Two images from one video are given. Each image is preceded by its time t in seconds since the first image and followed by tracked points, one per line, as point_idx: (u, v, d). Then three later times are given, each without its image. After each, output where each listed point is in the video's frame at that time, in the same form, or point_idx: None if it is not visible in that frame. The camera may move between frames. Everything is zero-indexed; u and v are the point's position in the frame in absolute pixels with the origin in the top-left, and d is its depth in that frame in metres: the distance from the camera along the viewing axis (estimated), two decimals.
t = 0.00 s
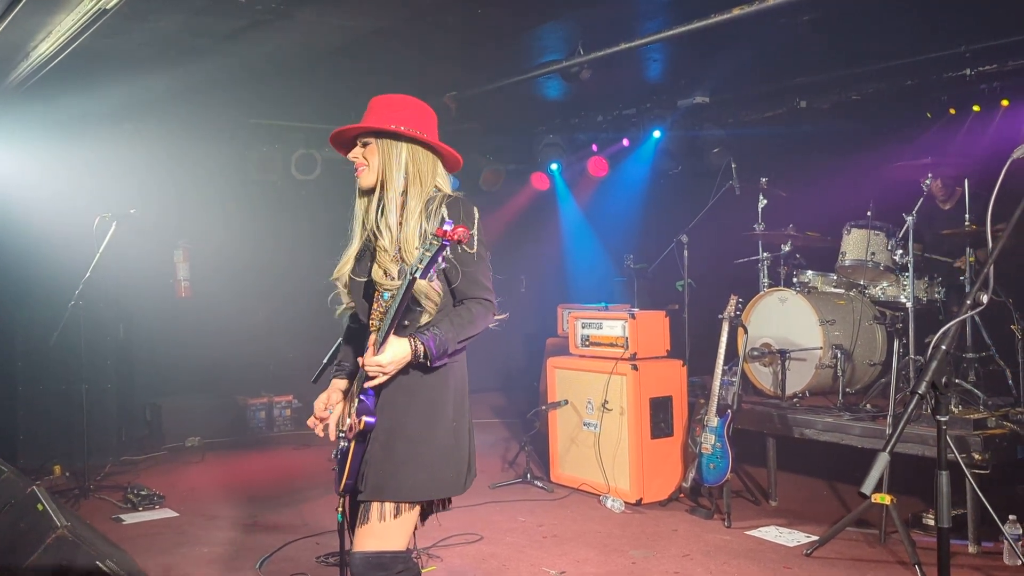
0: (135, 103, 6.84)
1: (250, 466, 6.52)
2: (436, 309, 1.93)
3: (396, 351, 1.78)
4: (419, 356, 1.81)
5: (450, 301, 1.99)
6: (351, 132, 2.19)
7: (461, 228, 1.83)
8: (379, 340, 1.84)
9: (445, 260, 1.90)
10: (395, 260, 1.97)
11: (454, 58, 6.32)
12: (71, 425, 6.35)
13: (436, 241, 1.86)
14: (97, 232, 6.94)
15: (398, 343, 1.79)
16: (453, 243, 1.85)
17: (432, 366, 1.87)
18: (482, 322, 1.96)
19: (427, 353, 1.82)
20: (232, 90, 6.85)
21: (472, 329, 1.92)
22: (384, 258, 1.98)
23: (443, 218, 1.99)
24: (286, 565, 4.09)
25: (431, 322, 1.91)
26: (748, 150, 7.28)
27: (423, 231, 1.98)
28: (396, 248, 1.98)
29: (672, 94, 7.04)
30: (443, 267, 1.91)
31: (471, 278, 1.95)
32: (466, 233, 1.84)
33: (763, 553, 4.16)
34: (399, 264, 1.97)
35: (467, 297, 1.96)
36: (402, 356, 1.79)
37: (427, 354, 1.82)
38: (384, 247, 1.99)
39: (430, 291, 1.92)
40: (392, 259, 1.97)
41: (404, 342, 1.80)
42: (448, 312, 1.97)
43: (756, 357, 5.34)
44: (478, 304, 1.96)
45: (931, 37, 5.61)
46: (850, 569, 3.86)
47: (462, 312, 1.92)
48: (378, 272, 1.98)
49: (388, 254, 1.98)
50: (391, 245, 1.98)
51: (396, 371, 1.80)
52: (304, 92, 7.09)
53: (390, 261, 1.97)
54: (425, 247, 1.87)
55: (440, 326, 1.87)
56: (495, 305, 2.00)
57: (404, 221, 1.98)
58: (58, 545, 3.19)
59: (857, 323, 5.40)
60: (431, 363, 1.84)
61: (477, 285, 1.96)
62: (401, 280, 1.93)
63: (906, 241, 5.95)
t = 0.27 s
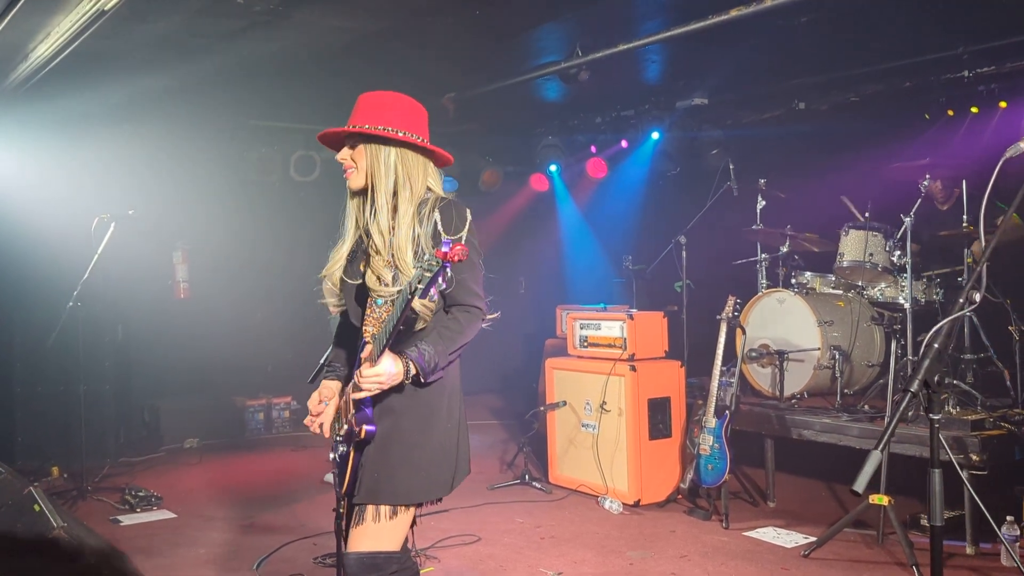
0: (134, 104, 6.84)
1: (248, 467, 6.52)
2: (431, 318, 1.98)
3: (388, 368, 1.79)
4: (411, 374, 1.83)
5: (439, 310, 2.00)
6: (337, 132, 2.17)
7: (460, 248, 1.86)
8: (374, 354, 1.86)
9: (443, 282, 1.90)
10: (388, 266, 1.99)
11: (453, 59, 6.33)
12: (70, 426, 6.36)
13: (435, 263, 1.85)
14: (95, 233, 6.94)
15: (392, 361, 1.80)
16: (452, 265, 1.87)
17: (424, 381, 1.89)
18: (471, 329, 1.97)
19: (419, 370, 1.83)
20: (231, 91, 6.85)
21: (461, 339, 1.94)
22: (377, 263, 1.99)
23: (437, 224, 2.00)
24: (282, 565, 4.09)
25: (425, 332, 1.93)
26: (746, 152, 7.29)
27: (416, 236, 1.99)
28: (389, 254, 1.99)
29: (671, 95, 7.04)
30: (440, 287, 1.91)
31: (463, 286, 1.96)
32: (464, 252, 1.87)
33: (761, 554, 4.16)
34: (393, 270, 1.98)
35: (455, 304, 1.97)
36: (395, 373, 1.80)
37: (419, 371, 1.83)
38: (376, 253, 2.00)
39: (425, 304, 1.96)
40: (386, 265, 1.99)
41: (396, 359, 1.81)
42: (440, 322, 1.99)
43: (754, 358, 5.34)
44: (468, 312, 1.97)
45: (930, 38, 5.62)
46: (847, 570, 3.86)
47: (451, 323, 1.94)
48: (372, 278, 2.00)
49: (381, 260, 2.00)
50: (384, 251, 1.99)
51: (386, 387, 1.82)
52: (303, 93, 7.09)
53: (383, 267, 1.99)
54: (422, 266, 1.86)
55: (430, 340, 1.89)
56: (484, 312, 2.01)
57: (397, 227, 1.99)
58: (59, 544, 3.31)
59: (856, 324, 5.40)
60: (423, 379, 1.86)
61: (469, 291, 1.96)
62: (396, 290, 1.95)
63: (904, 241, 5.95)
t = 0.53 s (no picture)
0: (133, 109, 6.86)
1: (246, 471, 6.52)
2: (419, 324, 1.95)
3: (378, 373, 1.77)
4: (400, 379, 1.82)
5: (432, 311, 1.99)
6: (331, 129, 2.17)
7: (445, 250, 1.84)
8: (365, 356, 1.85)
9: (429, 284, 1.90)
10: (376, 268, 1.98)
11: (452, 64, 6.35)
12: (68, 430, 6.36)
13: (420, 268, 1.86)
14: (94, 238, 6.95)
15: (383, 366, 1.79)
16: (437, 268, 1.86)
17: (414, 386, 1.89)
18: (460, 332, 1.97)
19: (408, 376, 1.83)
20: (231, 96, 6.87)
21: (451, 343, 1.94)
22: (365, 266, 1.98)
23: (427, 226, 2.00)
24: (279, 569, 4.09)
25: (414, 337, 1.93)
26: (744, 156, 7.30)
27: (406, 238, 1.99)
28: (378, 256, 1.98)
29: (669, 100, 7.05)
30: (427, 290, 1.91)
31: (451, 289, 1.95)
32: (450, 255, 1.85)
33: (757, 558, 4.16)
34: (382, 272, 1.97)
35: (445, 306, 1.97)
36: (385, 378, 1.79)
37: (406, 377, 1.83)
38: (365, 256, 1.99)
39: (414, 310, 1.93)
40: (375, 267, 1.98)
41: (386, 365, 1.80)
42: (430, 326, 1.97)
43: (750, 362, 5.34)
44: (456, 314, 1.97)
45: (927, 43, 5.63)
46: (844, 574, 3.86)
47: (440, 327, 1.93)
48: (360, 280, 1.98)
49: (370, 262, 1.98)
50: (373, 254, 1.98)
51: (375, 392, 1.80)
52: (302, 98, 7.12)
53: (372, 269, 1.98)
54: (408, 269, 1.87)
55: (419, 347, 1.88)
56: (473, 313, 2.01)
57: (387, 229, 1.98)
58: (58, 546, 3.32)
59: (853, 327, 5.40)
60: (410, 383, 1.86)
61: (459, 294, 1.96)
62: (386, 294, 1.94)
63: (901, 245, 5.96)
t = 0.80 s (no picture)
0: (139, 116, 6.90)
1: (248, 480, 6.52)
2: (418, 333, 1.98)
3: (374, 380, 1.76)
4: (397, 389, 1.82)
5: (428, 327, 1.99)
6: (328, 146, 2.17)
7: (442, 252, 1.82)
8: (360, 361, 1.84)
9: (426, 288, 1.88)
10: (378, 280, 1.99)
11: (454, 73, 6.36)
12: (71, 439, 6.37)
13: (418, 268, 1.83)
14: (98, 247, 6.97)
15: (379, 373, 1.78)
16: (435, 269, 1.84)
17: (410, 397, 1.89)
18: (458, 345, 1.96)
19: (405, 387, 1.83)
20: (235, 105, 6.90)
21: (450, 355, 1.93)
22: (366, 282, 2.00)
23: (430, 235, 2.00)
24: None
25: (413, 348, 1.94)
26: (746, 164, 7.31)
27: (408, 250, 1.99)
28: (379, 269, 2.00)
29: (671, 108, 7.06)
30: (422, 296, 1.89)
31: (450, 300, 1.94)
32: (446, 257, 1.83)
33: (759, 568, 4.14)
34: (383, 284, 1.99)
35: (445, 319, 1.95)
36: (382, 386, 1.78)
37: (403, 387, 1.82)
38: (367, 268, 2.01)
39: (411, 318, 1.97)
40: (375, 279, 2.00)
41: (383, 372, 1.80)
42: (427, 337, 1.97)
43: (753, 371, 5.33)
44: (455, 327, 1.95)
45: (929, 51, 5.63)
46: None
47: (438, 339, 1.92)
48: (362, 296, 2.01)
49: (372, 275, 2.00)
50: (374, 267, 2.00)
51: (371, 400, 1.79)
52: (305, 107, 7.14)
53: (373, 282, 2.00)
54: (406, 269, 1.84)
55: (416, 358, 1.88)
56: (472, 327, 1.99)
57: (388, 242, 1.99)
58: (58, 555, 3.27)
59: (856, 336, 5.38)
60: (408, 395, 1.85)
61: (456, 306, 1.95)
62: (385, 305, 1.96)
63: (904, 254, 5.94)
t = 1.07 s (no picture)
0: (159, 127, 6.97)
1: (267, 489, 6.54)
2: (433, 343, 1.99)
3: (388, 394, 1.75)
4: (412, 404, 1.81)
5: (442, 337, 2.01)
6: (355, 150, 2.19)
7: (458, 270, 1.77)
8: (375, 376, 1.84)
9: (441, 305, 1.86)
10: (397, 287, 2.00)
11: (472, 84, 6.39)
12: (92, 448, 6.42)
13: (434, 286, 1.81)
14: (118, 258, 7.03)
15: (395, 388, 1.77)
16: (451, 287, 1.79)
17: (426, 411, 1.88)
18: (471, 357, 1.96)
19: (420, 401, 1.81)
20: (254, 117, 6.96)
21: (464, 366, 1.93)
22: (386, 287, 2.00)
23: (447, 248, 1.99)
24: None
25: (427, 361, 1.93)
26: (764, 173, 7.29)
27: (425, 261, 1.99)
28: (398, 277, 2.00)
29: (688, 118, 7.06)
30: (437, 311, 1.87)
31: (466, 313, 1.95)
32: (463, 274, 1.78)
33: None
34: (401, 293, 1.99)
35: (458, 330, 1.96)
36: (398, 401, 1.77)
37: (419, 401, 1.81)
38: (385, 275, 2.01)
39: (428, 330, 1.99)
40: (393, 287, 2.00)
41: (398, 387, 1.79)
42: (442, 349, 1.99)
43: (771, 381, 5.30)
44: (469, 340, 1.96)
45: (947, 60, 5.60)
46: None
47: (452, 350, 1.93)
48: (381, 298, 2.01)
49: (391, 282, 2.00)
50: (393, 275, 2.00)
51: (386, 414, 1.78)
52: (323, 118, 7.19)
53: (392, 289, 2.00)
54: (422, 288, 1.84)
55: (429, 371, 1.87)
56: (485, 339, 2.00)
57: (408, 251, 1.99)
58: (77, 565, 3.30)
59: (875, 346, 5.35)
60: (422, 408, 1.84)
61: (470, 318, 1.96)
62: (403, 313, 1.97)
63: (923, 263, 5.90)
